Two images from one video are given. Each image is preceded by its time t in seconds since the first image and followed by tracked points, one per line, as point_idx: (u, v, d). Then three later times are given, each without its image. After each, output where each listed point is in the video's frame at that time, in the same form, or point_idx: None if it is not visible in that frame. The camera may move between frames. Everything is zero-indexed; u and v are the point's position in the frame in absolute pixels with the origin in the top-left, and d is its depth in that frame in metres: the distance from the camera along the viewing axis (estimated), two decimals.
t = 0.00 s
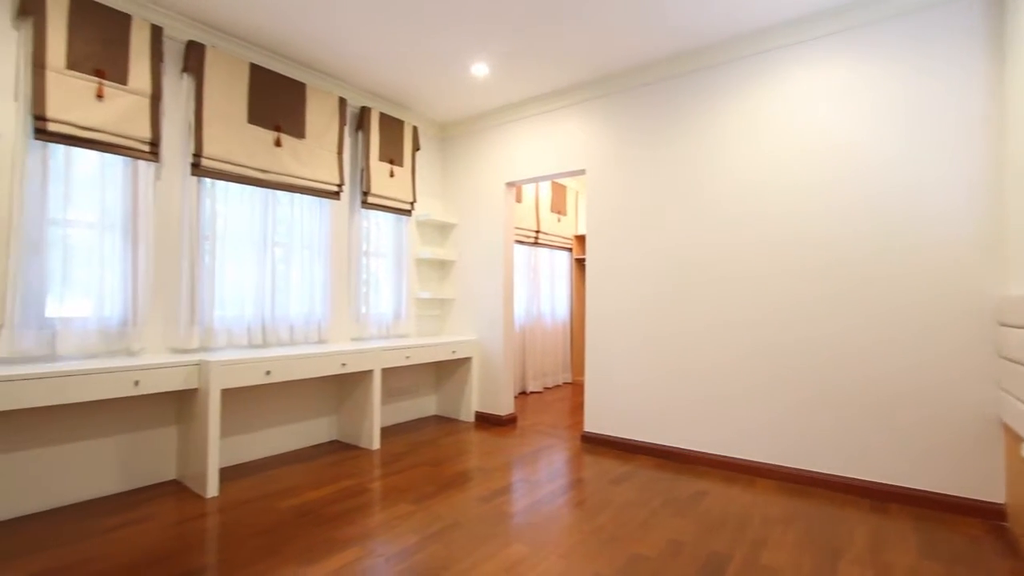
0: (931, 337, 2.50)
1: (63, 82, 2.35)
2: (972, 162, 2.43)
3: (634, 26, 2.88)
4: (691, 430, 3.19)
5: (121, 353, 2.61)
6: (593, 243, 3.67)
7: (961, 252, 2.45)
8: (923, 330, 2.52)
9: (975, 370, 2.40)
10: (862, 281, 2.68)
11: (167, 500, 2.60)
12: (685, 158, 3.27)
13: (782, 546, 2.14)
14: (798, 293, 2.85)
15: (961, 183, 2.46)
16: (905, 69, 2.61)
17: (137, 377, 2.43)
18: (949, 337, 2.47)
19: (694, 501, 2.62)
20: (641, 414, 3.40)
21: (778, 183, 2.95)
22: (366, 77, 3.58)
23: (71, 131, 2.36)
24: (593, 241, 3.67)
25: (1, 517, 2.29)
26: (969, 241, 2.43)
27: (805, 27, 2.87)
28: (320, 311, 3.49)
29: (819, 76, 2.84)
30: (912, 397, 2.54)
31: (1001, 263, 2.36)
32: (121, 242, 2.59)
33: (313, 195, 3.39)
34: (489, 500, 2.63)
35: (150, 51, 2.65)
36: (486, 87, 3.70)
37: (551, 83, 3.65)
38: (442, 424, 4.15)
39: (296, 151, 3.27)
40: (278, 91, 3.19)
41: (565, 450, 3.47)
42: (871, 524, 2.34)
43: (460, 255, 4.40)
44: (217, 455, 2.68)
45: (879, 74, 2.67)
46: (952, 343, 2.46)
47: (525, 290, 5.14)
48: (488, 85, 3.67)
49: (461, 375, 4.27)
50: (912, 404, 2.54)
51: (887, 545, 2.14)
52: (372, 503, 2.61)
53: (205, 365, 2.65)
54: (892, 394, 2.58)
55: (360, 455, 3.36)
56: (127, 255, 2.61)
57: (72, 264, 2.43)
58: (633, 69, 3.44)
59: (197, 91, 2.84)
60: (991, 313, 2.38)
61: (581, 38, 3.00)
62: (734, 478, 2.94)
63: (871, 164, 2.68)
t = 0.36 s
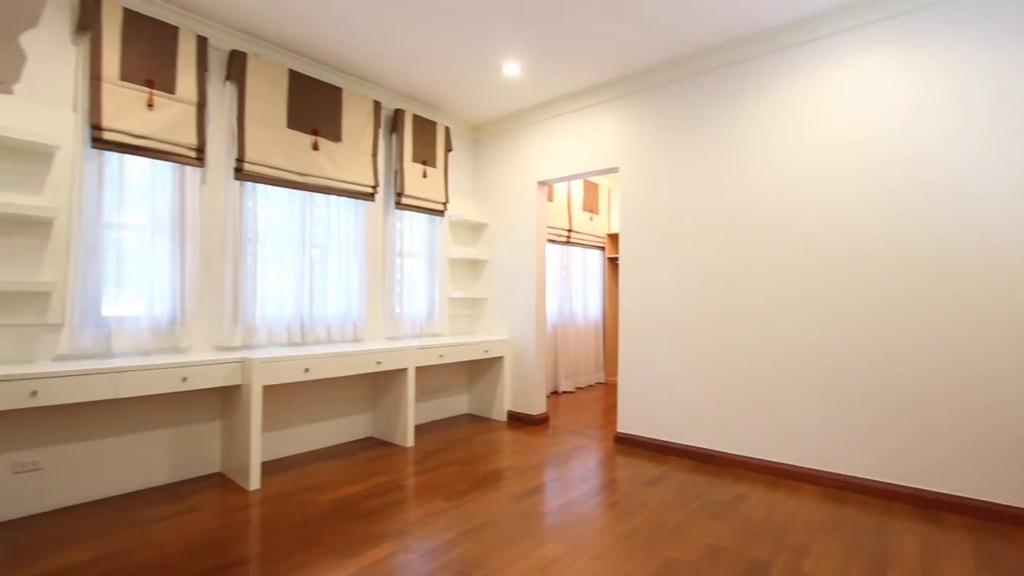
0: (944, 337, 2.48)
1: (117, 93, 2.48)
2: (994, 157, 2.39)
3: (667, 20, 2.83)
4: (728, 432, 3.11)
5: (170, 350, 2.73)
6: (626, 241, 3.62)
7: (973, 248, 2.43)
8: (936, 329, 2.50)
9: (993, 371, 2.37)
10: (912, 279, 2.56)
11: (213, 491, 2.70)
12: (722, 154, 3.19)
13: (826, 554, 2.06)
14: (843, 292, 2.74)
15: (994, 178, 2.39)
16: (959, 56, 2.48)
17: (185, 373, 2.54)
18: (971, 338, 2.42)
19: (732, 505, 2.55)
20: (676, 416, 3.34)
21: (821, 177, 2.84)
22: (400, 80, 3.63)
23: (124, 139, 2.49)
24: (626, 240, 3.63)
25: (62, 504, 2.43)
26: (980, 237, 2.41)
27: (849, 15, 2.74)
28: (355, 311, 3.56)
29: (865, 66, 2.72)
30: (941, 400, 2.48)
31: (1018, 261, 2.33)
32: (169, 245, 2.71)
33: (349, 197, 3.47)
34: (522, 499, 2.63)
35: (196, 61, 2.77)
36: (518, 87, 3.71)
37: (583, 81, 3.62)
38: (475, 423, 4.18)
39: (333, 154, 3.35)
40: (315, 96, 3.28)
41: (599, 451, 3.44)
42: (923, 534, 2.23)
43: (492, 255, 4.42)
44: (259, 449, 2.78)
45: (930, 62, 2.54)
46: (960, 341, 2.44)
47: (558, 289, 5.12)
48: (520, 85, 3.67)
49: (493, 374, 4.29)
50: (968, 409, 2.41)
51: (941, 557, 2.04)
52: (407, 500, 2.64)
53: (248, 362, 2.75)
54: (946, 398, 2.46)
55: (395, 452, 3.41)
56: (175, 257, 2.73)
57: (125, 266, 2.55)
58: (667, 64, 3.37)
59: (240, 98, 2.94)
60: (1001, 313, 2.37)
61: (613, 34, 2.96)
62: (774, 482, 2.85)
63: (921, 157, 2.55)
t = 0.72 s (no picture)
0: (940, 335, 2.48)
1: (167, 103, 2.60)
2: (992, 152, 2.38)
3: (703, 14, 2.76)
4: (769, 436, 3.02)
5: (216, 348, 2.85)
6: (662, 240, 3.56)
7: (967, 246, 2.43)
8: (934, 327, 2.50)
9: (996, 371, 2.35)
10: (969, 277, 2.42)
11: (256, 484, 2.80)
12: (761, 149, 3.09)
13: (874, 565, 1.97)
14: (892, 291, 2.62)
15: None
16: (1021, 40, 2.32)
17: (230, 371, 2.64)
18: (976, 337, 2.40)
19: (773, 511, 2.47)
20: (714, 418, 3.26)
21: (869, 171, 2.72)
22: (434, 82, 3.68)
23: (173, 146, 2.61)
24: (662, 238, 3.56)
25: (119, 493, 2.57)
26: (974, 234, 2.41)
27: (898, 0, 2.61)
28: (391, 310, 3.63)
29: (917, 53, 2.59)
30: (1002, 406, 2.34)
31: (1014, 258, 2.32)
32: (216, 247, 2.82)
33: (385, 198, 3.53)
34: (556, 499, 2.62)
35: (239, 69, 2.87)
36: (550, 85, 3.69)
37: (616, 77, 3.58)
38: (508, 422, 4.19)
39: (369, 157, 3.42)
40: (352, 100, 3.36)
41: (634, 452, 3.39)
42: (982, 547, 2.10)
43: (524, 254, 4.42)
44: (300, 445, 2.86)
45: (988, 48, 2.40)
46: (953, 340, 2.45)
47: (591, 288, 5.08)
48: (553, 83, 3.66)
49: (527, 374, 4.29)
50: None
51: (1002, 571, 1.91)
52: (441, 497, 2.67)
53: (289, 360, 2.84)
54: (1007, 403, 2.32)
55: (429, 450, 3.46)
56: (221, 258, 2.84)
57: (175, 267, 2.68)
58: (703, 58, 3.29)
59: (281, 104, 3.04)
60: None
61: (647, 29, 2.91)
62: (818, 489, 2.74)
63: (979, 148, 2.41)
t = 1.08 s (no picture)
0: (939, 337, 2.49)
1: (213, 111, 2.71)
2: (990, 153, 2.38)
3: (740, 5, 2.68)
4: (813, 440, 2.90)
5: (260, 346, 2.95)
6: (699, 237, 3.48)
7: (965, 246, 2.43)
8: (936, 330, 2.50)
9: None
10: None
11: (298, 478, 2.89)
12: (804, 142, 2.97)
13: None
14: (947, 289, 2.48)
15: None
16: None
17: (273, 369, 2.74)
18: None
19: (817, 518, 2.38)
20: (754, 421, 3.16)
21: (923, 162, 2.56)
22: (467, 83, 3.70)
23: (220, 153, 2.71)
24: (699, 236, 3.48)
25: (170, 484, 2.69)
26: (971, 235, 2.41)
27: None
28: (427, 310, 3.68)
29: (974, 37, 2.42)
30: None
31: (1011, 259, 2.31)
32: (259, 248, 2.93)
33: (419, 199, 3.58)
34: (590, 501, 2.60)
35: (280, 77, 2.97)
36: (583, 83, 3.66)
37: (651, 72, 3.51)
38: (542, 421, 4.18)
39: (404, 159, 3.47)
40: (387, 103, 3.41)
41: (671, 455, 3.32)
42: None
43: (558, 253, 4.41)
44: (339, 441, 2.94)
45: None
46: (951, 342, 2.45)
47: (625, 287, 5.02)
48: (586, 80, 3.62)
49: (561, 373, 4.27)
50: None
51: None
52: (475, 495, 2.69)
53: (328, 358, 2.92)
54: None
55: (464, 448, 3.49)
56: (263, 260, 2.94)
57: (221, 268, 2.79)
58: (742, 51, 3.19)
59: (319, 109, 3.12)
60: None
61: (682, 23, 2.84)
62: (866, 496, 2.62)
63: None
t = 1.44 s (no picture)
0: (938, 338, 2.52)
1: (257, 116, 2.81)
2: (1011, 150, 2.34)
3: None
4: (861, 445, 2.78)
5: (301, 344, 3.05)
6: (739, 234, 3.38)
7: (967, 247, 2.45)
8: (935, 331, 2.53)
9: None
10: None
11: (338, 473, 2.96)
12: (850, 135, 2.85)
13: None
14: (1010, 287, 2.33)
15: None
16: None
17: (314, 366, 2.82)
18: None
19: (866, 526, 2.27)
20: (798, 424, 3.05)
21: (984, 152, 2.41)
22: (500, 83, 3.71)
23: (263, 157, 2.81)
24: (739, 233, 3.38)
25: (218, 476, 2.81)
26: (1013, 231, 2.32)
27: None
28: (461, 308, 3.71)
29: None
30: None
31: (1009, 259, 2.33)
32: (300, 249, 3.02)
33: (453, 199, 3.61)
34: (626, 502, 2.56)
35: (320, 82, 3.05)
36: (617, 79, 3.61)
37: (688, 66, 3.44)
38: (576, 421, 4.16)
39: (439, 159, 3.51)
40: (422, 104, 3.46)
41: (710, 457, 3.25)
42: None
43: (592, 252, 4.37)
44: (377, 437, 3.00)
45: None
46: (954, 345, 2.47)
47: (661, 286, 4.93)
48: (621, 76, 3.57)
49: (595, 373, 4.23)
50: None
51: None
52: (510, 494, 2.69)
53: (366, 356, 2.98)
54: None
55: (498, 446, 3.50)
56: (304, 260, 3.03)
57: (264, 269, 2.89)
58: (784, 41, 3.08)
59: (357, 112, 3.19)
60: None
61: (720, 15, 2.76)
62: (920, 505, 2.49)
63: None
